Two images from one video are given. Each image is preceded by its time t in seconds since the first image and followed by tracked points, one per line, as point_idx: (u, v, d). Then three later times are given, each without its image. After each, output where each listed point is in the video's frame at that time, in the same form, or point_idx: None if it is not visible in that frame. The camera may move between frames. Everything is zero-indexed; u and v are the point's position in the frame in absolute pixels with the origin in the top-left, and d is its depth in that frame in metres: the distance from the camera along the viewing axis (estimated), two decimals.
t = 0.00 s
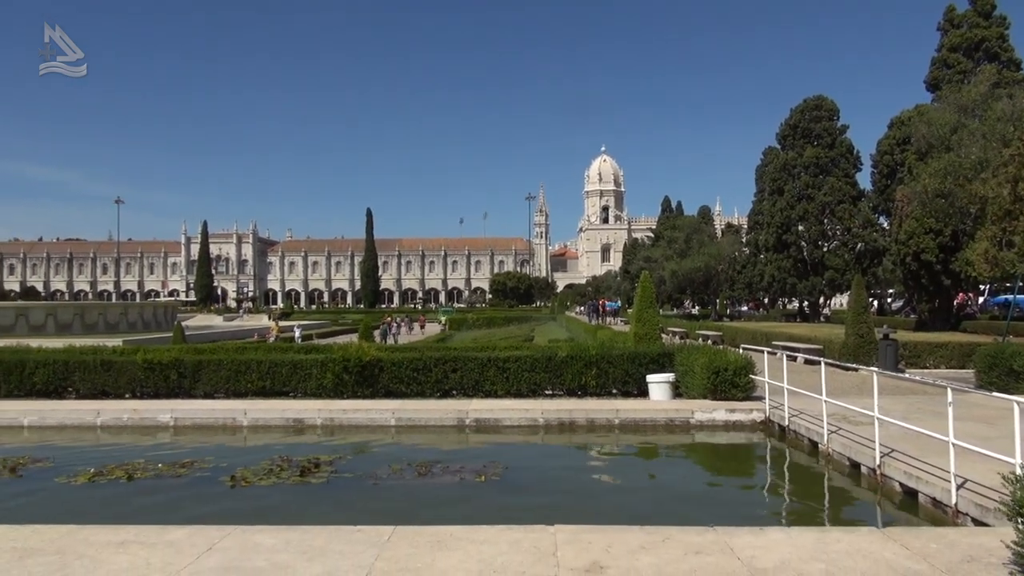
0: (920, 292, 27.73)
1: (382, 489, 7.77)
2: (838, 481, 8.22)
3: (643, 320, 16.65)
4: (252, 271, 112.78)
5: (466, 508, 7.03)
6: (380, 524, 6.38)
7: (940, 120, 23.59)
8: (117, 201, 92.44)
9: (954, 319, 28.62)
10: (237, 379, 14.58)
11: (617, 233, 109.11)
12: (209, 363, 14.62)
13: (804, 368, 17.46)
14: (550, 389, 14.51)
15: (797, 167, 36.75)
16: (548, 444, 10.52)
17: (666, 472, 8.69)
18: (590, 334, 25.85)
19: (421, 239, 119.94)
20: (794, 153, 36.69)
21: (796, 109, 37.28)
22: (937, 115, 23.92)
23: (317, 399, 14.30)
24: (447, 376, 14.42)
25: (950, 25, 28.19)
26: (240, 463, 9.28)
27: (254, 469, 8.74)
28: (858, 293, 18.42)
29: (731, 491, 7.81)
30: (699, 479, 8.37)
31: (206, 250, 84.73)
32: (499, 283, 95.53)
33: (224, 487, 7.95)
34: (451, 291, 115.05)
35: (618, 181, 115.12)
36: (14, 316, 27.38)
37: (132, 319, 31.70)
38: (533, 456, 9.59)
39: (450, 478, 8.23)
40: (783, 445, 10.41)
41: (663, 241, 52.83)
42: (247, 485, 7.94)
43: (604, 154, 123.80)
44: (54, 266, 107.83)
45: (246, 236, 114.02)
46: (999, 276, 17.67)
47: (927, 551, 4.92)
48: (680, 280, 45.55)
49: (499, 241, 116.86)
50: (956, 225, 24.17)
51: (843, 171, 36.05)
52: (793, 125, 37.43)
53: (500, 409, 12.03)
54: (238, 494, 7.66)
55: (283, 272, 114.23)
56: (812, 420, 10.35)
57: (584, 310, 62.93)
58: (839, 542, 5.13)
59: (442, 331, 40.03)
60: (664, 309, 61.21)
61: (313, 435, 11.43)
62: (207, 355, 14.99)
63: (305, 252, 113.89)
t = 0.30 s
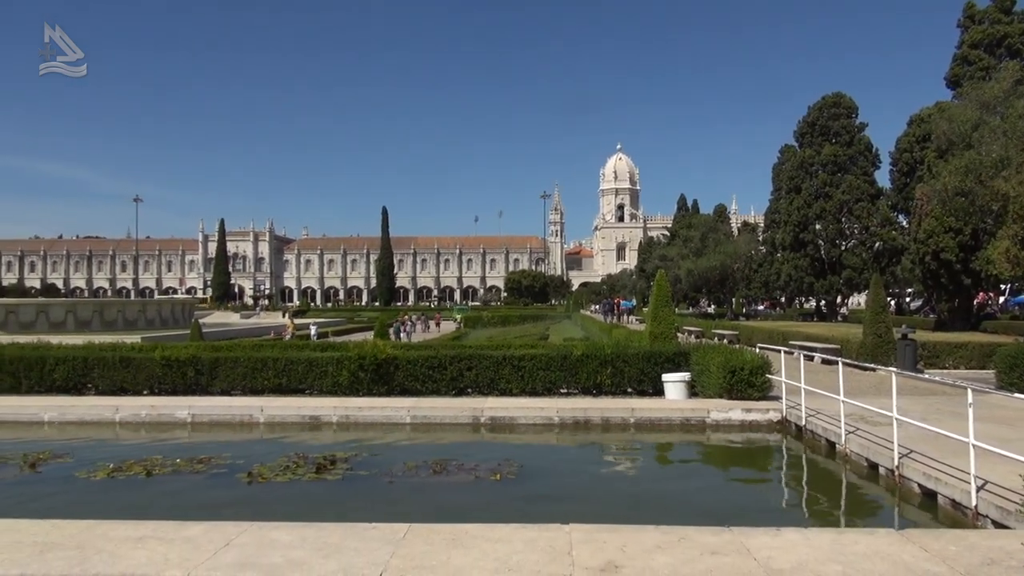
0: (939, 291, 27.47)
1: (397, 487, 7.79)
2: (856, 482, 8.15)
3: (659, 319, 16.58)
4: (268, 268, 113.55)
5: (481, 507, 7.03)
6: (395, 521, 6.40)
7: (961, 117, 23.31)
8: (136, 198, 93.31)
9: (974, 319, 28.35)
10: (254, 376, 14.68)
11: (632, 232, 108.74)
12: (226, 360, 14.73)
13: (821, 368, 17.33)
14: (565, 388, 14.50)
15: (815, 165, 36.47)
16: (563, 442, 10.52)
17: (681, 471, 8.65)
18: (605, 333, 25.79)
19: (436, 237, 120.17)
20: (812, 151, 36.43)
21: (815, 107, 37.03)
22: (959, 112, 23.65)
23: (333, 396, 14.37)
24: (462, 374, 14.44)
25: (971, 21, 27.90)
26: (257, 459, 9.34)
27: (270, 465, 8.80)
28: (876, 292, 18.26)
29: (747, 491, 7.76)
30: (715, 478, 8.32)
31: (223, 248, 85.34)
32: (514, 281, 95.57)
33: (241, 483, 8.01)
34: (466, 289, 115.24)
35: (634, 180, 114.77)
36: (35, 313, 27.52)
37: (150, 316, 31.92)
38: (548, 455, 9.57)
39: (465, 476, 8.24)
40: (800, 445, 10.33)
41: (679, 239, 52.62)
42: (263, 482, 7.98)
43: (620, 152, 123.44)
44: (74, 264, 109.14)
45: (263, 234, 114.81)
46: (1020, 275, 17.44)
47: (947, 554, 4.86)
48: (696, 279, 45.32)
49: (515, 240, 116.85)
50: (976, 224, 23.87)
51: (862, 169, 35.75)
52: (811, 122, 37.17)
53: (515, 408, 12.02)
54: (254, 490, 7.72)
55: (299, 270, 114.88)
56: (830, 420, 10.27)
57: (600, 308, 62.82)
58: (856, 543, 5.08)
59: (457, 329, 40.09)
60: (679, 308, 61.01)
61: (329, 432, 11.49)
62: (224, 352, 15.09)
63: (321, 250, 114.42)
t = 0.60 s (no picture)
0: (960, 292, 27.18)
1: (413, 485, 7.80)
2: (875, 484, 8.08)
3: (676, 319, 16.51)
4: (286, 267, 114.20)
5: (496, 506, 7.03)
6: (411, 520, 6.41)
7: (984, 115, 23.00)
8: (156, 197, 94.23)
9: (996, 320, 28.02)
10: (272, 373, 14.76)
11: (648, 231, 108.30)
12: (244, 358, 14.83)
13: (840, 369, 17.18)
14: (582, 387, 14.47)
15: (835, 164, 36.14)
16: (579, 442, 10.50)
17: (698, 472, 8.60)
18: (621, 332, 25.67)
19: (452, 236, 120.30)
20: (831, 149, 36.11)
21: (834, 105, 36.71)
22: (982, 109, 23.35)
23: (350, 394, 14.43)
24: (478, 373, 14.46)
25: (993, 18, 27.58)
26: (274, 457, 9.39)
27: (287, 463, 8.85)
28: (896, 292, 18.07)
29: (765, 493, 7.70)
30: (732, 479, 8.26)
31: (241, 246, 85.81)
32: (530, 281, 95.51)
33: (259, 480, 8.06)
34: (482, 288, 115.31)
35: (651, 179, 114.35)
36: (57, 310, 27.78)
37: (169, 314, 32.19)
38: (564, 454, 9.55)
39: (482, 475, 8.24)
40: (818, 447, 10.25)
41: (696, 239, 52.35)
42: (280, 479, 8.02)
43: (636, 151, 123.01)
44: (95, 262, 110.38)
45: (280, 233, 115.49)
46: None
47: (969, 558, 4.80)
48: (713, 278, 45.03)
49: (531, 239, 116.75)
50: (999, 224, 23.54)
51: (882, 168, 35.40)
52: (831, 121, 36.86)
53: (531, 407, 12.01)
54: (271, 487, 7.77)
55: (316, 269, 115.43)
56: (849, 421, 10.18)
57: (616, 308, 62.62)
58: (877, 546, 5.03)
59: (473, 328, 40.11)
60: (696, 308, 60.68)
61: (345, 430, 11.53)
62: (243, 350, 15.20)
63: (338, 248, 114.86)
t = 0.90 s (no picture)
0: (983, 292, 26.82)
1: (431, 485, 7.83)
2: (896, 488, 8.00)
3: (695, 319, 16.42)
4: (304, 267, 114.94)
5: (515, 506, 7.03)
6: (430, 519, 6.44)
7: (1008, 113, 22.66)
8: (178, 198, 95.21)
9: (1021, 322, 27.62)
10: (291, 373, 14.87)
11: (667, 231, 107.83)
12: (264, 357, 14.95)
13: (861, 370, 17.01)
14: (599, 388, 14.45)
15: (856, 164, 35.75)
16: (597, 442, 10.48)
17: (716, 473, 8.57)
18: (639, 333, 25.58)
19: (470, 236, 120.45)
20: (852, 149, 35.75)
21: (855, 104, 36.35)
22: (1006, 108, 23.01)
23: (368, 394, 14.48)
24: (496, 373, 14.47)
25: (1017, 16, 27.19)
26: (294, 455, 9.46)
27: (306, 462, 8.90)
28: (919, 293, 17.86)
29: (785, 495, 7.65)
30: (750, 481, 8.21)
31: (260, 246, 86.37)
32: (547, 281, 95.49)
33: (279, 478, 8.12)
34: (500, 288, 115.42)
35: (669, 179, 113.87)
36: (79, 310, 28.12)
37: (190, 313, 32.47)
38: (583, 455, 9.54)
39: (499, 475, 8.26)
40: (839, 449, 10.16)
41: (715, 239, 52.01)
42: (299, 478, 8.07)
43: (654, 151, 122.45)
44: (117, 262, 111.68)
45: (299, 233, 116.25)
46: None
47: (993, 563, 4.73)
48: (732, 279, 44.71)
49: (548, 239, 116.63)
50: None
51: (903, 168, 35.00)
52: (851, 120, 36.52)
53: (549, 407, 12.01)
54: (291, 485, 7.83)
55: (335, 269, 116.04)
56: (870, 423, 10.08)
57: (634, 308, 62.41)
58: (898, 550, 4.98)
59: (490, 328, 40.13)
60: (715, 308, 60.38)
61: (363, 429, 11.60)
62: (262, 349, 15.32)
63: (356, 248, 115.41)
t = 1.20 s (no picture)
0: (1011, 293, 26.39)
1: (450, 484, 7.85)
2: (921, 491, 7.89)
3: (716, 320, 16.32)
4: (326, 267, 115.67)
5: (535, 507, 7.01)
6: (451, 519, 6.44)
7: None
8: (202, 199, 96.18)
9: None
10: (312, 372, 14.97)
11: (688, 232, 107.23)
12: (286, 356, 15.06)
13: (885, 373, 16.82)
14: (620, 389, 14.39)
15: (880, 163, 35.32)
16: (617, 444, 10.42)
17: (737, 475, 8.50)
18: (660, 333, 25.44)
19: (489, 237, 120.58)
20: (876, 148, 35.34)
21: (879, 103, 35.97)
22: None
23: (388, 393, 14.54)
24: (516, 373, 14.46)
25: None
26: (314, 454, 9.51)
27: (326, 461, 8.94)
28: (945, 294, 17.61)
29: (807, 497, 7.57)
30: (772, 483, 8.14)
31: (281, 247, 87.03)
32: (568, 281, 95.38)
33: (299, 477, 8.16)
34: (520, 289, 115.42)
35: (690, 179, 113.24)
36: (105, 309, 28.50)
37: (213, 313, 32.74)
38: (602, 456, 9.50)
39: (519, 475, 8.24)
40: (863, 451, 10.04)
41: (737, 239, 51.65)
42: (320, 477, 8.11)
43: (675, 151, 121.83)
44: (141, 262, 113.11)
45: (320, 234, 117.00)
46: None
47: (1022, 569, 4.65)
48: (754, 279, 44.32)
49: (568, 240, 116.43)
50: None
51: (929, 167, 34.54)
52: (875, 120, 36.15)
53: (569, 407, 11.98)
54: (312, 484, 7.88)
55: (356, 269, 116.68)
56: (895, 426, 9.95)
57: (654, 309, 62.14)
58: (924, 554, 4.91)
59: (510, 329, 40.14)
60: (736, 309, 59.98)
61: (384, 429, 11.65)
62: (283, 349, 15.44)
63: (377, 249, 115.96)
